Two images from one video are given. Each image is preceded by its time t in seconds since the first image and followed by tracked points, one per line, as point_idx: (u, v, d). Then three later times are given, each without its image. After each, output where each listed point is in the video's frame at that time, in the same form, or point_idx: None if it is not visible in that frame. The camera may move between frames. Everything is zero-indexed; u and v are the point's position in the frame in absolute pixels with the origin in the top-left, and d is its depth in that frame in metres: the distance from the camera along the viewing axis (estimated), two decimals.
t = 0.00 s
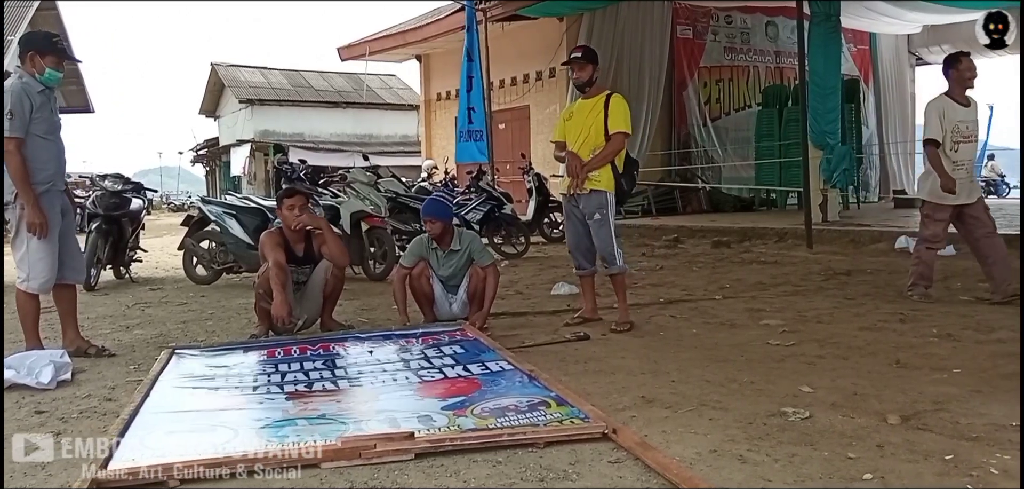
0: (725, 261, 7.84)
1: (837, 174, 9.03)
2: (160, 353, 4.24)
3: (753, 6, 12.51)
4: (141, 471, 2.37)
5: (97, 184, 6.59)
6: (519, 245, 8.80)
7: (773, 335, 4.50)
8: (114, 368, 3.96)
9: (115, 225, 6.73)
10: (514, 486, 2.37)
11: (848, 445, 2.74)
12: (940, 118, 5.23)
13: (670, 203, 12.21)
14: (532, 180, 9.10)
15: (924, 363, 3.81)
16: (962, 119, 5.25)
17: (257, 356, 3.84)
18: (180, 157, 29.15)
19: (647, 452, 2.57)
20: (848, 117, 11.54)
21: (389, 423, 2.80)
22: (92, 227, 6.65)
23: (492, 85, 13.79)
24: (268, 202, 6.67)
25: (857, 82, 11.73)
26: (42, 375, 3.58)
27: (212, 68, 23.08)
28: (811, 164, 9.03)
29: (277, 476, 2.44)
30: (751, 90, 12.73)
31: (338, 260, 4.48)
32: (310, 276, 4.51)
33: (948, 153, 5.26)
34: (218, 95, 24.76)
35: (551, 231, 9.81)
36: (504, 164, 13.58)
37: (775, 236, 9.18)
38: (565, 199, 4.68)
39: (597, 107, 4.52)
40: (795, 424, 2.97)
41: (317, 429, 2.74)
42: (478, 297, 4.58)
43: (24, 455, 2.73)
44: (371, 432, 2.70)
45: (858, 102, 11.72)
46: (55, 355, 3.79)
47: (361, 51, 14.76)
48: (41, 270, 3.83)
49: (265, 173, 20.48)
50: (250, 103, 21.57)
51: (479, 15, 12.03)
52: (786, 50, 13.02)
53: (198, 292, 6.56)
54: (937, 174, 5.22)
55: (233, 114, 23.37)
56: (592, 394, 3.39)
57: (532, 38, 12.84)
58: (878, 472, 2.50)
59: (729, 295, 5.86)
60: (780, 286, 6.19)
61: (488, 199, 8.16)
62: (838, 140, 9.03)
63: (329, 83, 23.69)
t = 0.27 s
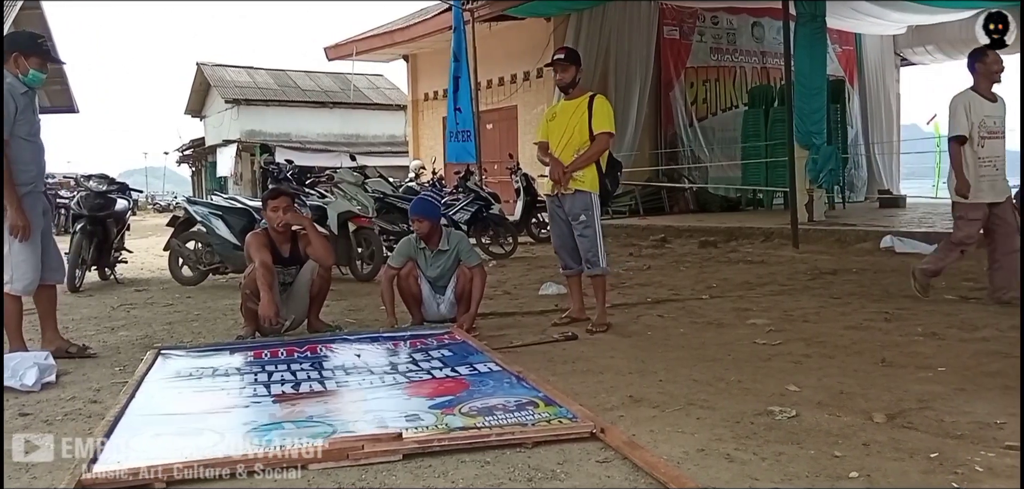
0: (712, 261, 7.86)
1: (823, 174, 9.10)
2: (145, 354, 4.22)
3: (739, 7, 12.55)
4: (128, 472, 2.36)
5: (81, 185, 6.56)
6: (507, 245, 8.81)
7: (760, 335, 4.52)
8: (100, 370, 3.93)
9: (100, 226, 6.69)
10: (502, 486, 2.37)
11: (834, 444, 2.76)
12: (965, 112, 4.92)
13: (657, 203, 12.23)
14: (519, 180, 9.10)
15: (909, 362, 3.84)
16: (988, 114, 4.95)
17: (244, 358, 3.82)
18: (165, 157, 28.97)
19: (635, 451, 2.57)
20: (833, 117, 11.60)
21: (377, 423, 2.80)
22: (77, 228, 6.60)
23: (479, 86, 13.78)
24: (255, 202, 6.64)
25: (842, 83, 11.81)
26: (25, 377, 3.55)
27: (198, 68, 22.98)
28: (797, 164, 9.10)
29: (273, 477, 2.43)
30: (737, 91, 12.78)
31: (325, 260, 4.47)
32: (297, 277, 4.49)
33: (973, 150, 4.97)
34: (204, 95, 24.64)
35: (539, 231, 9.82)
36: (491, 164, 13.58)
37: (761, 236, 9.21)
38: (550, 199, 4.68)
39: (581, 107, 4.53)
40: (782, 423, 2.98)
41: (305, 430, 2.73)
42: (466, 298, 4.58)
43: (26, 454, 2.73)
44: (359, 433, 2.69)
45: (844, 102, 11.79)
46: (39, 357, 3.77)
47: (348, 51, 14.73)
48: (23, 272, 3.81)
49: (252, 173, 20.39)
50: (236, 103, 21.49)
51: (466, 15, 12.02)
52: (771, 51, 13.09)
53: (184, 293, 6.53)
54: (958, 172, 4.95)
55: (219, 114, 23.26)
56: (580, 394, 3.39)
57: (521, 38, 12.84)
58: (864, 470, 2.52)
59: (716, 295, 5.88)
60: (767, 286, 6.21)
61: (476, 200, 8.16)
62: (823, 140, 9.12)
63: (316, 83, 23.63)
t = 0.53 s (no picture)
0: (701, 260, 7.88)
1: (812, 174, 9.16)
2: (133, 355, 4.20)
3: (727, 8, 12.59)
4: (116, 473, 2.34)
5: (68, 185, 6.53)
6: (496, 245, 8.81)
7: (749, 334, 4.54)
8: (87, 371, 3.91)
9: (87, 227, 6.66)
10: (492, 486, 2.37)
11: (823, 443, 2.77)
12: (978, 108, 4.93)
13: (646, 203, 12.24)
14: (509, 180, 9.10)
15: (896, 361, 3.86)
16: (1005, 110, 4.92)
17: (232, 359, 3.81)
18: (153, 158, 28.82)
19: (625, 451, 2.58)
20: (821, 117, 11.66)
21: (366, 425, 2.79)
22: (64, 229, 6.57)
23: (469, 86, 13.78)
24: (243, 202, 6.62)
25: (830, 83, 11.86)
26: (12, 379, 3.53)
27: (185, 68, 22.89)
28: (786, 165, 9.14)
29: (268, 478, 2.42)
30: (726, 91, 12.82)
31: (314, 262, 4.45)
32: (286, 278, 4.48)
33: (988, 146, 4.97)
34: (192, 95, 24.54)
35: (528, 232, 9.82)
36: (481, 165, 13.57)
37: (750, 236, 9.24)
38: (538, 200, 4.68)
39: (569, 108, 4.54)
40: (771, 422, 2.99)
41: (294, 432, 2.72)
42: (456, 299, 4.58)
43: (24, 455, 2.73)
44: (349, 435, 2.68)
45: (831, 103, 11.85)
46: (26, 359, 3.74)
47: (337, 50, 14.69)
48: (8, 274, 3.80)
49: (240, 174, 20.32)
50: (225, 103, 21.41)
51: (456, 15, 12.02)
52: (759, 51, 13.15)
53: (172, 294, 6.50)
54: (965, 169, 5.02)
55: (207, 114, 23.17)
56: (570, 394, 3.40)
57: (510, 38, 12.84)
58: (852, 468, 2.53)
59: (705, 295, 5.90)
60: (756, 286, 6.24)
61: (466, 200, 8.15)
62: (812, 140, 9.16)
63: (305, 83, 23.57)
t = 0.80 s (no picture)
0: (689, 260, 7.90)
1: (799, 174, 9.22)
2: (120, 357, 4.17)
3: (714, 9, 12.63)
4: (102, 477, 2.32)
5: (53, 186, 6.44)
6: (485, 245, 8.82)
7: (737, 333, 4.56)
8: (73, 373, 3.88)
9: (72, 227, 6.61)
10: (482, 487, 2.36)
11: (810, 441, 2.78)
12: (999, 112, 4.55)
13: (634, 203, 12.24)
14: (497, 180, 9.10)
15: (883, 360, 3.89)
16: None
17: (220, 360, 3.79)
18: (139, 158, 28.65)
19: (614, 451, 2.58)
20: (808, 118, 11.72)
21: (355, 426, 2.79)
22: (49, 230, 6.52)
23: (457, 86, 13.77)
24: (231, 203, 6.59)
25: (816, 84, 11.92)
26: None
27: (172, 67, 22.79)
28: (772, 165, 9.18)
29: (255, 480, 2.41)
30: (713, 91, 12.88)
31: (301, 262, 4.44)
32: (273, 278, 4.46)
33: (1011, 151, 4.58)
34: (178, 95, 24.42)
35: (517, 232, 9.82)
36: (470, 165, 13.57)
37: (738, 236, 9.28)
38: (526, 200, 4.68)
39: (556, 109, 4.54)
40: (759, 421, 3.00)
41: (282, 434, 2.71)
42: (444, 299, 4.57)
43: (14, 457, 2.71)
44: (337, 436, 2.68)
45: (818, 103, 11.91)
46: (11, 361, 3.72)
47: (325, 50, 14.65)
48: None
49: (227, 174, 20.23)
50: (211, 103, 21.31)
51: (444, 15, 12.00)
52: (746, 52, 13.21)
53: (159, 295, 6.47)
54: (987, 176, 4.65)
55: (194, 114, 23.07)
56: (559, 394, 3.40)
57: (499, 38, 12.84)
58: (839, 467, 2.54)
59: (693, 294, 5.92)
60: (743, 285, 6.26)
61: (454, 200, 8.14)
62: (799, 140, 9.23)
63: (292, 83, 23.51)
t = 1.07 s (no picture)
0: (679, 260, 7.91)
1: (787, 174, 9.25)
2: (107, 359, 4.15)
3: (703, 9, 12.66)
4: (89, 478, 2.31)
5: (40, 187, 6.41)
6: (476, 245, 8.83)
7: (726, 333, 4.57)
8: (61, 375, 3.86)
9: (60, 228, 6.56)
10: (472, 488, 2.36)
11: (799, 440, 2.79)
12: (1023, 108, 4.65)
13: (624, 203, 12.24)
14: (487, 180, 9.10)
15: (871, 359, 3.91)
16: None
17: (208, 361, 3.78)
18: (127, 158, 28.51)
19: (604, 451, 2.59)
20: (796, 118, 11.77)
21: (345, 427, 2.78)
22: (36, 230, 6.48)
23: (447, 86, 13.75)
24: (219, 203, 6.56)
25: (805, 84, 11.96)
26: None
27: (160, 67, 22.69)
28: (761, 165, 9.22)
29: (245, 481, 2.40)
30: (702, 92, 12.92)
31: (290, 262, 4.43)
32: (262, 279, 4.45)
33: None
34: (166, 95, 24.31)
35: (507, 231, 9.82)
36: (460, 165, 13.56)
37: (727, 236, 9.30)
38: (515, 200, 4.68)
39: (546, 109, 4.54)
40: (748, 421, 3.01)
41: (272, 435, 2.70)
42: (434, 299, 4.56)
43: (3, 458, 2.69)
44: (327, 437, 2.67)
45: (807, 103, 11.95)
46: None
47: (314, 50, 14.62)
48: None
49: (216, 174, 20.16)
50: (200, 103, 21.22)
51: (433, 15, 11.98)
52: (736, 52, 13.25)
53: (147, 296, 6.44)
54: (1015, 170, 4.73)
55: (182, 114, 22.98)
56: (549, 394, 3.40)
57: (488, 38, 12.84)
58: (828, 466, 2.55)
59: (683, 294, 5.93)
60: (732, 285, 6.28)
61: (444, 200, 8.14)
62: (788, 140, 9.27)
63: (281, 83, 23.44)
